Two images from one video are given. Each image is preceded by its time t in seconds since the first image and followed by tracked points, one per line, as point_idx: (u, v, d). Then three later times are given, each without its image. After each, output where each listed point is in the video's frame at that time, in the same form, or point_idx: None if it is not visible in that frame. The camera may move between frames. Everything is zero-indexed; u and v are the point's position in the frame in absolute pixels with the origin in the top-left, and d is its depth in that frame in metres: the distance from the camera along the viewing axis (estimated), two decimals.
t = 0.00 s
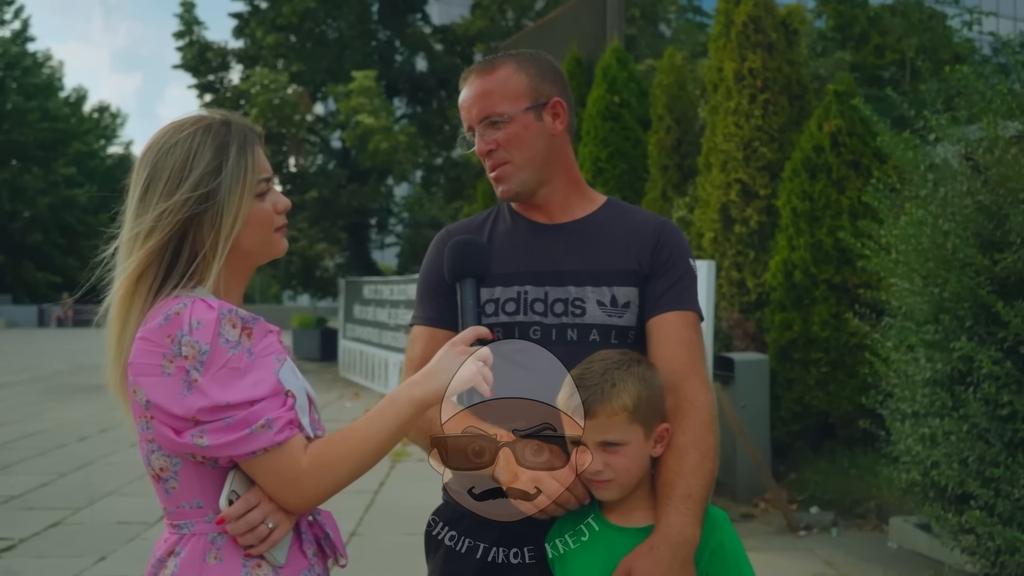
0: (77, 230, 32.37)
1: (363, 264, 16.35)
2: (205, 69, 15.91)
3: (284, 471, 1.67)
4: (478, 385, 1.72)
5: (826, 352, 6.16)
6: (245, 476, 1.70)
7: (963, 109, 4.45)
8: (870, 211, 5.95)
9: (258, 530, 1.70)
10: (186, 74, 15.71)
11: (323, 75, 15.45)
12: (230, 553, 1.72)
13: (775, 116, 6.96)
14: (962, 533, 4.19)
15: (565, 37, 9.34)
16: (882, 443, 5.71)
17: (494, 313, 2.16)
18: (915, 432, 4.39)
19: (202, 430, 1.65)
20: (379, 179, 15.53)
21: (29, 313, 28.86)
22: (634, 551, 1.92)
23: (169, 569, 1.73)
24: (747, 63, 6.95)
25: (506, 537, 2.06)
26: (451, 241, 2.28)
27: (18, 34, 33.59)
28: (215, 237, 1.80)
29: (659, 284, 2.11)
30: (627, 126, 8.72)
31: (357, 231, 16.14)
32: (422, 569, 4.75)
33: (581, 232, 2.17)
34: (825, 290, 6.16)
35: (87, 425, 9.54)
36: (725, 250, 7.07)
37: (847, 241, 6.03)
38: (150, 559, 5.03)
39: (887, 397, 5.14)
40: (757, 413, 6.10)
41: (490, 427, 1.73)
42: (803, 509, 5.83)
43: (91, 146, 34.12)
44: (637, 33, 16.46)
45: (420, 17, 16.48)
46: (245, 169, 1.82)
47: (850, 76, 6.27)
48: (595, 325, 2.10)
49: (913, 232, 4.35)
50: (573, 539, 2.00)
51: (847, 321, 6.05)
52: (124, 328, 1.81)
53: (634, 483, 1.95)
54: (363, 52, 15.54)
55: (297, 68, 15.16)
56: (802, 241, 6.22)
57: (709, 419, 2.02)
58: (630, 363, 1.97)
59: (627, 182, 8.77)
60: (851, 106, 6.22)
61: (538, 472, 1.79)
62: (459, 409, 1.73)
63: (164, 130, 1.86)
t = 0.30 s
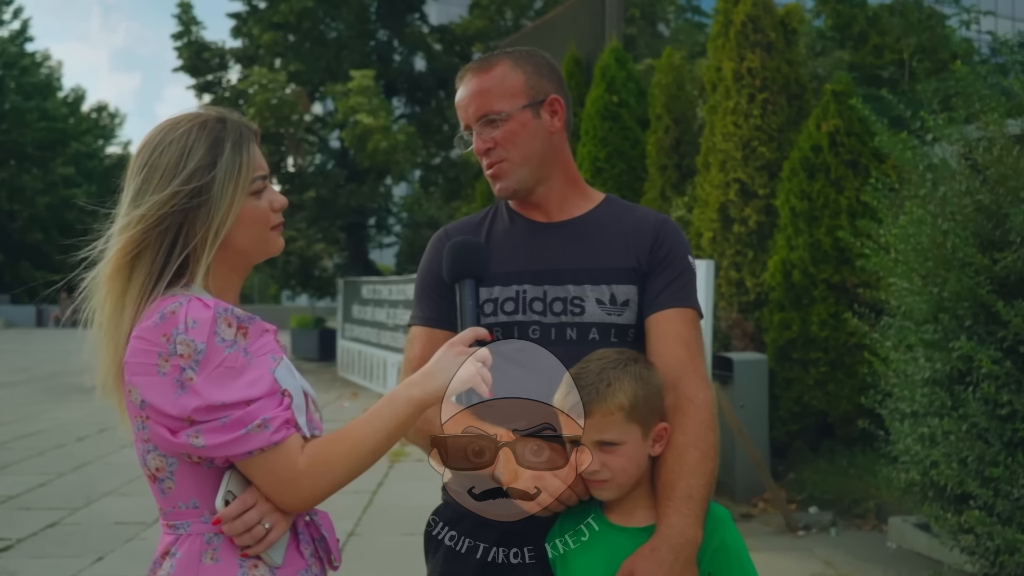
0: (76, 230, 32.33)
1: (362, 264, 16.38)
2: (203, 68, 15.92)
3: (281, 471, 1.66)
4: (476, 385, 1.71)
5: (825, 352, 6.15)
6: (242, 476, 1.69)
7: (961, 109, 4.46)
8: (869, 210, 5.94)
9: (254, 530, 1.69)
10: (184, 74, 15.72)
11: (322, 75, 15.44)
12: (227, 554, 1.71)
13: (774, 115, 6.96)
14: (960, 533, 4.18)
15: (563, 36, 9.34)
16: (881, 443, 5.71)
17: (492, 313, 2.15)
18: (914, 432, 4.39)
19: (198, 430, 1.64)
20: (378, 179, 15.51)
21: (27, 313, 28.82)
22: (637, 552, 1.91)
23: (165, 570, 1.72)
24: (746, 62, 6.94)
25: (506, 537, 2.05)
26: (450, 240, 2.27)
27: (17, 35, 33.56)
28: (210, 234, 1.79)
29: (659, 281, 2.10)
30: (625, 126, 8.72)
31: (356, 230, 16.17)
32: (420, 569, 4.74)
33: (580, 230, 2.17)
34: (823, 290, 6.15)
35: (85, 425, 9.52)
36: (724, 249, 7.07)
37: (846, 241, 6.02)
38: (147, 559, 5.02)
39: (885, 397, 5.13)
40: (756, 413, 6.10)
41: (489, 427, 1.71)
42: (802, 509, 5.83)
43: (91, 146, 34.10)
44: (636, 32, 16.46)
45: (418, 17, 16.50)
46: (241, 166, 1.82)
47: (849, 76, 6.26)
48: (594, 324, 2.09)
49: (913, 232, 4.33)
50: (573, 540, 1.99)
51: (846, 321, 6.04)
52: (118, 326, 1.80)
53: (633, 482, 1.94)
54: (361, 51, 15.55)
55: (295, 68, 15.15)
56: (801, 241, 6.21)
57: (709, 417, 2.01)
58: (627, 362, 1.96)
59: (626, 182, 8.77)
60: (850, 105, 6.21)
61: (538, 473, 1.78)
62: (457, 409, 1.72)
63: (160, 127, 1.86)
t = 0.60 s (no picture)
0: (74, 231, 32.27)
1: (360, 265, 16.41)
2: (202, 69, 15.92)
3: (279, 470, 1.65)
4: (476, 385, 1.70)
5: (824, 352, 6.15)
6: (240, 476, 1.69)
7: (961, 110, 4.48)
8: (868, 210, 5.94)
9: (253, 530, 1.68)
10: (182, 74, 15.71)
11: (320, 75, 15.43)
12: (226, 553, 1.70)
13: (773, 115, 6.95)
14: (960, 533, 4.18)
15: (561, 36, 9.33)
16: (880, 443, 5.70)
17: (492, 312, 2.15)
18: (914, 432, 4.39)
19: (195, 429, 1.63)
20: (376, 179, 15.50)
21: (25, 314, 28.80)
22: (638, 554, 1.90)
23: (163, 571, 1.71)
24: (745, 62, 6.93)
25: (505, 537, 2.04)
26: (449, 238, 2.26)
27: (15, 35, 33.52)
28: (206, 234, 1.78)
29: (659, 280, 2.09)
30: (623, 126, 8.71)
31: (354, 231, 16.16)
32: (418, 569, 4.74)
33: (580, 230, 2.16)
34: (823, 290, 6.14)
35: (83, 425, 9.51)
36: (722, 249, 7.06)
37: (845, 241, 6.02)
38: (145, 560, 5.01)
39: (884, 397, 5.12)
40: (755, 412, 6.09)
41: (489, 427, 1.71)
42: (801, 509, 5.82)
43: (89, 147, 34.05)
44: (634, 33, 16.45)
45: (417, 17, 16.52)
46: (239, 165, 1.81)
47: (848, 75, 6.26)
48: (593, 324, 2.09)
49: (912, 231, 4.31)
50: (574, 540, 1.98)
51: (845, 321, 6.04)
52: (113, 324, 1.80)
53: (633, 482, 1.93)
54: (359, 51, 15.55)
55: (293, 68, 15.15)
56: (800, 241, 6.20)
57: (710, 417, 2.00)
58: (628, 361, 1.95)
59: (624, 182, 8.77)
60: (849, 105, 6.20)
61: (538, 473, 1.77)
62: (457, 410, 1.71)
63: (159, 124, 1.85)
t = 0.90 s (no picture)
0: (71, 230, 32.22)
1: (358, 265, 16.31)
2: (200, 68, 15.91)
3: (280, 467, 1.65)
4: (476, 382, 1.71)
5: (822, 352, 6.15)
6: (241, 473, 1.69)
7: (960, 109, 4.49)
8: (867, 210, 5.95)
9: (253, 526, 1.68)
10: (181, 73, 15.71)
11: (318, 74, 15.43)
12: (226, 551, 1.71)
13: (771, 115, 6.96)
14: (958, 532, 4.19)
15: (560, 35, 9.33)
16: (878, 443, 5.70)
17: (492, 310, 2.15)
18: (912, 432, 4.40)
19: (197, 426, 1.63)
20: (374, 180, 15.50)
21: (22, 314, 28.77)
22: (637, 550, 1.91)
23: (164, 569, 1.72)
24: (743, 62, 6.94)
25: (504, 537, 2.04)
26: (449, 236, 2.27)
27: (13, 35, 33.49)
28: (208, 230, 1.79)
29: (659, 279, 2.10)
30: (622, 126, 8.71)
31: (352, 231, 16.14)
32: (417, 568, 4.74)
33: (580, 228, 2.16)
34: (821, 290, 6.15)
35: (81, 425, 9.51)
36: (721, 249, 7.06)
37: (843, 241, 6.02)
38: (144, 560, 5.00)
39: (883, 396, 5.12)
40: (753, 412, 6.10)
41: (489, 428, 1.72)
42: (799, 509, 5.83)
43: (86, 147, 33.99)
44: (632, 33, 16.46)
45: (415, 17, 16.51)
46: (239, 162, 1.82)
47: (846, 76, 6.27)
48: (593, 322, 2.10)
49: (910, 231, 4.32)
50: (574, 539, 1.99)
51: (843, 320, 6.05)
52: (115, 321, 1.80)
53: (633, 479, 1.93)
54: (357, 51, 15.54)
55: (292, 68, 15.16)
56: (798, 241, 6.21)
57: (710, 415, 2.00)
58: (630, 359, 1.96)
59: (622, 182, 8.77)
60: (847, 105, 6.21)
61: (538, 471, 1.78)
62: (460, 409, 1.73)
63: (159, 121, 1.85)
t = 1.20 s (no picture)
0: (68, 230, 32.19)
1: (355, 265, 16.26)
2: (198, 68, 15.91)
3: (283, 466, 1.66)
4: (478, 381, 1.72)
5: (819, 352, 6.17)
6: (245, 470, 1.70)
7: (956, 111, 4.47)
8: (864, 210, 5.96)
9: (257, 523, 1.70)
10: (178, 73, 15.70)
11: (316, 74, 15.44)
12: (230, 547, 1.72)
13: (768, 115, 6.98)
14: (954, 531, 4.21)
15: (558, 35, 9.34)
16: (875, 442, 5.72)
17: (492, 309, 2.16)
18: (909, 431, 4.41)
19: (203, 423, 1.64)
20: (371, 180, 15.50)
21: (19, 314, 28.73)
22: (636, 546, 1.92)
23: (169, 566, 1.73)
24: (740, 63, 6.96)
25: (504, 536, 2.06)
26: (450, 235, 2.28)
27: (10, 35, 33.44)
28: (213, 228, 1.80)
29: (657, 278, 2.11)
30: (619, 126, 8.73)
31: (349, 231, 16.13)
32: (416, 567, 4.76)
33: (580, 228, 2.18)
34: (818, 290, 6.17)
35: (79, 425, 9.50)
36: (718, 249, 7.08)
37: (840, 240, 6.04)
38: (144, 559, 5.02)
39: (880, 396, 5.14)
40: (750, 412, 6.11)
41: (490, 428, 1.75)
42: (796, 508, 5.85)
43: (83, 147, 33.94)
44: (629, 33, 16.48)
45: (413, 17, 16.50)
46: (244, 161, 1.83)
47: (843, 76, 6.28)
48: (593, 321, 2.11)
49: (908, 231, 4.36)
50: (574, 540, 2.00)
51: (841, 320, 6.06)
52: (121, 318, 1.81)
53: (630, 476, 1.95)
54: (354, 51, 15.54)
55: (289, 68, 15.17)
56: (796, 241, 6.23)
57: (707, 414, 2.01)
58: (628, 358, 1.97)
59: (619, 181, 8.78)
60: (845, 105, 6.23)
61: (539, 469, 1.80)
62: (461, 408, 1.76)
63: (166, 121, 1.86)
